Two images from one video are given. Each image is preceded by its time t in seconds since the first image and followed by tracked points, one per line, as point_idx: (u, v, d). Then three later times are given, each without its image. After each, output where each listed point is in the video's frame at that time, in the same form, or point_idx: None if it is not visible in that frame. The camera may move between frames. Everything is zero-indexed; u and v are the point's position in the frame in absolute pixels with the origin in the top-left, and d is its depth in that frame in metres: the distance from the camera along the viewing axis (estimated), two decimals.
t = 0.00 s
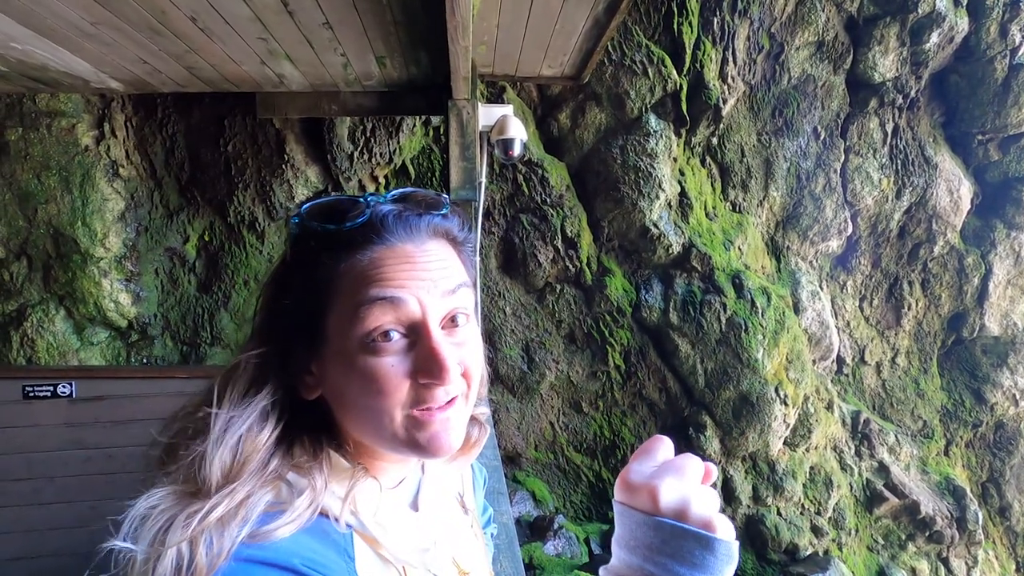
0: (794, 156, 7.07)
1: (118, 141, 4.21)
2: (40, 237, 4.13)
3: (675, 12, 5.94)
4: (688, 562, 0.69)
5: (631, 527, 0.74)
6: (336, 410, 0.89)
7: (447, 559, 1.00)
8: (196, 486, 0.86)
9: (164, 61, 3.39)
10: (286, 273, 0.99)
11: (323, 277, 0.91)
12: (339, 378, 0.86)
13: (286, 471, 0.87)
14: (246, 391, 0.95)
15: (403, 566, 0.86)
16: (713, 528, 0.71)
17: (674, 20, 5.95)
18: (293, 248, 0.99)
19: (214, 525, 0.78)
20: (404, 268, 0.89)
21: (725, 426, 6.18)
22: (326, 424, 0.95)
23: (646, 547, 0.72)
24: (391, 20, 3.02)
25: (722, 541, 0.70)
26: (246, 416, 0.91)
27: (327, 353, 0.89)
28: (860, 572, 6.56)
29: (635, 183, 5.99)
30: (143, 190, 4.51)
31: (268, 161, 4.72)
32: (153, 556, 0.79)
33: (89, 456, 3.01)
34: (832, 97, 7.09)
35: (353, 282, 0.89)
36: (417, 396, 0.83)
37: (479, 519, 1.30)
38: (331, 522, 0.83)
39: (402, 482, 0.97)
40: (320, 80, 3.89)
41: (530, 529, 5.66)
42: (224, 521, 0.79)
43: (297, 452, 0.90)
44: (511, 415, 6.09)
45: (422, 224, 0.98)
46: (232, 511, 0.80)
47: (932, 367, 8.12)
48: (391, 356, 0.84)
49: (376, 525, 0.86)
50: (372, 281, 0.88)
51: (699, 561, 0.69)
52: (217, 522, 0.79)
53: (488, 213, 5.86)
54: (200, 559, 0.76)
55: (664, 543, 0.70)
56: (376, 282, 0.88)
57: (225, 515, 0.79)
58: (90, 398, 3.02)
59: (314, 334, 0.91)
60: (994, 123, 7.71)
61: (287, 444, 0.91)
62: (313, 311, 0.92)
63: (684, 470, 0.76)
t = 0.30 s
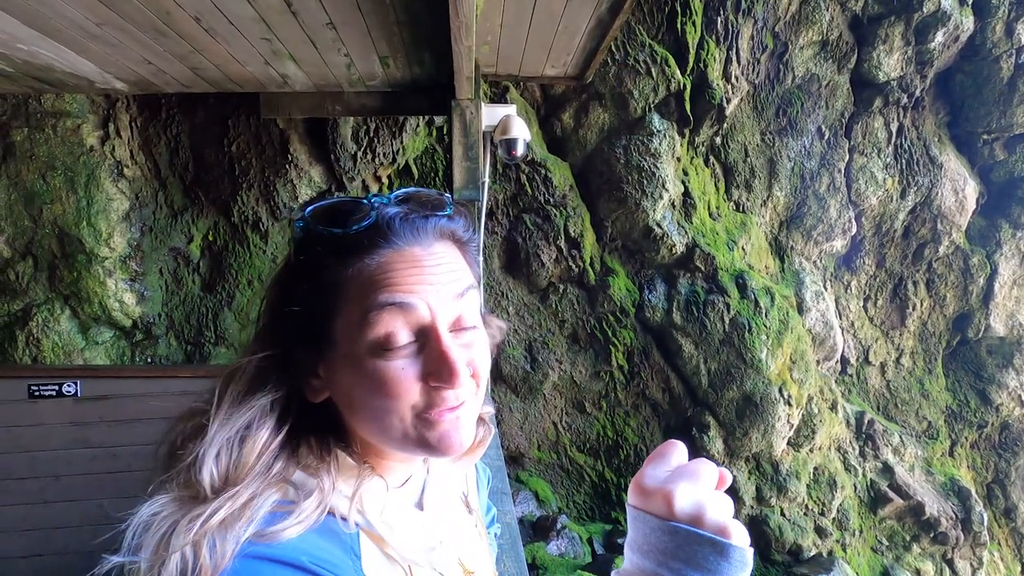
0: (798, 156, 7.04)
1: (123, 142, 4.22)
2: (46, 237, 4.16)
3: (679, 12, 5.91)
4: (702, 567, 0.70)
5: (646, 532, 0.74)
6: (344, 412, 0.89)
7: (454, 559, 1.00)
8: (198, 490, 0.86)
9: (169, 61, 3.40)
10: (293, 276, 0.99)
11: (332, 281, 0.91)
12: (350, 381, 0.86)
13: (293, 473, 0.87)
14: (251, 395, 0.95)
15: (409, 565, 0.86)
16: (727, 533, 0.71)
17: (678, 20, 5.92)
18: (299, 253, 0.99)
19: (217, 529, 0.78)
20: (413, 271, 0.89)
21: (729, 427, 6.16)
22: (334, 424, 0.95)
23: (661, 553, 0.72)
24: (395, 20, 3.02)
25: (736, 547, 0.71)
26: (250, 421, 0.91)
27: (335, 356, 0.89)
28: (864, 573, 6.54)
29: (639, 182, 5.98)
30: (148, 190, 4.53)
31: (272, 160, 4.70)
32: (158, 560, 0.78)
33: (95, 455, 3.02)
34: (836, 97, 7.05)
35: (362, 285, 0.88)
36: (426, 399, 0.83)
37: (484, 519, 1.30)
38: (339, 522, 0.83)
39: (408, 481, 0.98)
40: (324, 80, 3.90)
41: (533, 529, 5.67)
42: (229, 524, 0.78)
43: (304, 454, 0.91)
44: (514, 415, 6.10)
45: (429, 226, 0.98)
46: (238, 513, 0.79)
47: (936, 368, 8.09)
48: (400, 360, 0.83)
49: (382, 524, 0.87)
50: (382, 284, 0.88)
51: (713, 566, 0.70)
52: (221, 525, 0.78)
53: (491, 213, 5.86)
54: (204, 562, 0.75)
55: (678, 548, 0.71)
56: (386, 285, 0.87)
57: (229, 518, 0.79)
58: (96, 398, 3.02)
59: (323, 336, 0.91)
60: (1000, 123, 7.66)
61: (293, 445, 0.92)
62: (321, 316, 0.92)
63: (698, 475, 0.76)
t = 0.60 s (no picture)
0: (799, 156, 7.03)
1: (124, 141, 4.23)
2: (46, 236, 4.17)
3: (680, 11, 5.90)
4: (702, 564, 0.70)
5: (645, 530, 0.74)
6: (375, 415, 0.88)
7: (456, 558, 1.00)
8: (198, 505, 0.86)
9: (170, 61, 3.40)
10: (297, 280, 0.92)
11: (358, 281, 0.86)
12: (390, 382, 0.84)
13: (293, 483, 0.85)
14: (268, 408, 0.90)
15: (412, 563, 0.87)
16: (729, 531, 0.71)
17: (679, 19, 5.90)
18: (313, 261, 0.91)
19: (208, 554, 0.77)
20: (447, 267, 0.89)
21: (729, 427, 6.16)
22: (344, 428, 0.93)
23: (661, 551, 0.72)
24: (395, 20, 3.03)
25: (737, 544, 0.71)
26: (271, 433, 0.88)
27: (364, 359, 0.86)
28: (864, 573, 6.55)
29: (639, 182, 5.97)
30: (149, 188, 4.54)
31: (273, 159, 4.70)
32: None
33: (95, 454, 3.02)
34: (837, 97, 7.04)
35: (396, 285, 0.86)
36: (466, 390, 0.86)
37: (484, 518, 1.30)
38: (340, 532, 0.82)
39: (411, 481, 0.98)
40: (325, 80, 3.91)
41: (533, 529, 5.68)
42: (222, 546, 0.78)
43: (318, 459, 0.89)
44: (514, 415, 6.11)
45: (443, 222, 0.97)
46: (232, 532, 0.79)
47: (937, 368, 8.08)
48: (439, 355, 0.84)
49: (387, 522, 0.88)
50: (416, 283, 0.86)
51: (713, 563, 0.70)
52: (213, 548, 0.78)
53: (492, 213, 5.87)
54: None
55: (679, 546, 0.71)
56: (423, 284, 0.86)
57: (223, 538, 0.78)
58: (96, 396, 3.02)
59: (346, 341, 0.87)
60: (1001, 123, 7.64)
61: (310, 452, 0.89)
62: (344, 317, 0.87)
63: (697, 472, 0.76)
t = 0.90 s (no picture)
0: (799, 156, 7.03)
1: (124, 141, 4.23)
2: (46, 235, 4.18)
3: (680, 11, 5.89)
4: (580, 498, 0.85)
5: (530, 489, 0.90)
6: (408, 394, 0.91)
7: (456, 558, 1.00)
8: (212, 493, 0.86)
9: (170, 60, 3.40)
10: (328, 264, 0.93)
11: (398, 258, 0.92)
12: (431, 354, 0.90)
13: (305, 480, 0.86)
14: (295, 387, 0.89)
15: (412, 563, 0.89)
16: (600, 461, 0.87)
17: (679, 19, 5.89)
18: (351, 241, 0.94)
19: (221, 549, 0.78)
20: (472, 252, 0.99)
21: (729, 427, 6.16)
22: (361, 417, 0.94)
23: (545, 499, 0.87)
24: (395, 20, 3.03)
25: (607, 469, 0.87)
26: (302, 414, 0.88)
27: (402, 336, 0.90)
28: (864, 573, 6.55)
29: (639, 182, 5.97)
30: (149, 189, 4.54)
31: (273, 159, 4.71)
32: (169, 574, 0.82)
33: (96, 454, 3.03)
34: (837, 97, 7.03)
35: (433, 263, 0.93)
36: (490, 362, 0.94)
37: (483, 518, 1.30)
38: (343, 537, 0.84)
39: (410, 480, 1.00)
40: (325, 79, 3.92)
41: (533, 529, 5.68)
42: (234, 542, 0.79)
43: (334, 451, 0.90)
44: (514, 415, 6.11)
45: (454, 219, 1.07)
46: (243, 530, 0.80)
47: (937, 368, 8.08)
48: (468, 328, 0.93)
49: (389, 521, 0.90)
50: (447, 262, 0.94)
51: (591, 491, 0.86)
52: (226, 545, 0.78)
53: (492, 213, 5.87)
54: None
55: (558, 493, 0.86)
56: (456, 263, 0.95)
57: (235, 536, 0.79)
58: (96, 396, 3.02)
59: (388, 316, 0.91)
60: (1001, 123, 7.63)
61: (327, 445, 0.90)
62: (388, 293, 0.91)
63: (571, 425, 0.92)
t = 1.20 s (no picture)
0: (799, 156, 7.03)
1: (125, 141, 4.23)
2: (47, 236, 4.19)
3: (681, 12, 5.88)
4: (634, 509, 0.81)
5: (584, 487, 0.85)
6: (419, 383, 0.92)
7: (457, 557, 1.00)
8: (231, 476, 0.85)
9: (170, 60, 3.40)
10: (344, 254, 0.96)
11: (409, 248, 0.95)
12: (441, 338, 0.93)
13: (319, 472, 0.85)
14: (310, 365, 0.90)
15: (416, 560, 0.87)
16: (661, 484, 0.83)
17: (680, 20, 5.88)
18: (364, 228, 0.96)
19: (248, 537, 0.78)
20: (476, 242, 1.03)
21: (729, 427, 6.15)
22: (370, 404, 0.95)
23: (599, 499, 0.83)
24: (396, 20, 3.02)
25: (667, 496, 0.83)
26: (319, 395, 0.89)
27: (413, 319, 0.93)
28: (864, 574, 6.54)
29: (640, 183, 5.97)
30: (149, 189, 4.55)
31: (274, 160, 4.73)
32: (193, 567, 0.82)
33: (95, 454, 3.03)
34: (838, 97, 7.03)
35: (442, 252, 0.97)
36: (495, 349, 0.97)
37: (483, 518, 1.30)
38: (351, 532, 0.82)
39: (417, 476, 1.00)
40: (325, 80, 3.92)
41: (533, 529, 5.67)
42: (258, 533, 0.79)
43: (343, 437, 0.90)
44: (515, 415, 6.12)
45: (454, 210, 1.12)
46: (264, 522, 0.79)
47: (937, 369, 8.07)
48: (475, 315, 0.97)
49: (395, 521, 0.89)
50: (453, 253, 0.98)
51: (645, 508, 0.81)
52: (253, 534, 0.78)
53: (492, 213, 5.87)
54: None
55: (609, 493, 0.83)
56: (462, 252, 0.99)
57: (254, 525, 0.79)
58: (97, 396, 3.02)
59: (402, 301, 0.93)
60: (1002, 124, 7.61)
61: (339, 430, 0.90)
62: (402, 279, 0.94)
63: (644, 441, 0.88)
